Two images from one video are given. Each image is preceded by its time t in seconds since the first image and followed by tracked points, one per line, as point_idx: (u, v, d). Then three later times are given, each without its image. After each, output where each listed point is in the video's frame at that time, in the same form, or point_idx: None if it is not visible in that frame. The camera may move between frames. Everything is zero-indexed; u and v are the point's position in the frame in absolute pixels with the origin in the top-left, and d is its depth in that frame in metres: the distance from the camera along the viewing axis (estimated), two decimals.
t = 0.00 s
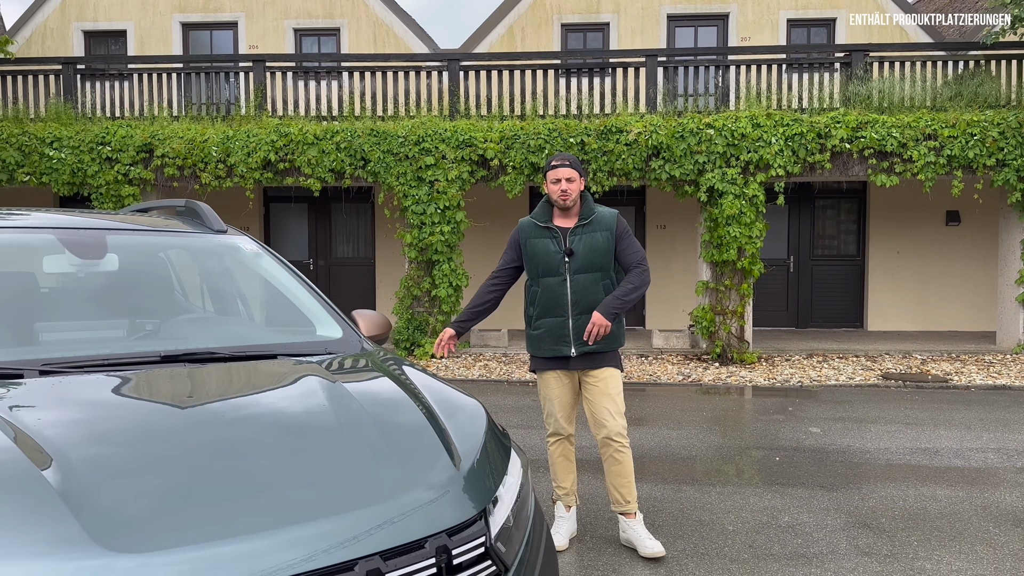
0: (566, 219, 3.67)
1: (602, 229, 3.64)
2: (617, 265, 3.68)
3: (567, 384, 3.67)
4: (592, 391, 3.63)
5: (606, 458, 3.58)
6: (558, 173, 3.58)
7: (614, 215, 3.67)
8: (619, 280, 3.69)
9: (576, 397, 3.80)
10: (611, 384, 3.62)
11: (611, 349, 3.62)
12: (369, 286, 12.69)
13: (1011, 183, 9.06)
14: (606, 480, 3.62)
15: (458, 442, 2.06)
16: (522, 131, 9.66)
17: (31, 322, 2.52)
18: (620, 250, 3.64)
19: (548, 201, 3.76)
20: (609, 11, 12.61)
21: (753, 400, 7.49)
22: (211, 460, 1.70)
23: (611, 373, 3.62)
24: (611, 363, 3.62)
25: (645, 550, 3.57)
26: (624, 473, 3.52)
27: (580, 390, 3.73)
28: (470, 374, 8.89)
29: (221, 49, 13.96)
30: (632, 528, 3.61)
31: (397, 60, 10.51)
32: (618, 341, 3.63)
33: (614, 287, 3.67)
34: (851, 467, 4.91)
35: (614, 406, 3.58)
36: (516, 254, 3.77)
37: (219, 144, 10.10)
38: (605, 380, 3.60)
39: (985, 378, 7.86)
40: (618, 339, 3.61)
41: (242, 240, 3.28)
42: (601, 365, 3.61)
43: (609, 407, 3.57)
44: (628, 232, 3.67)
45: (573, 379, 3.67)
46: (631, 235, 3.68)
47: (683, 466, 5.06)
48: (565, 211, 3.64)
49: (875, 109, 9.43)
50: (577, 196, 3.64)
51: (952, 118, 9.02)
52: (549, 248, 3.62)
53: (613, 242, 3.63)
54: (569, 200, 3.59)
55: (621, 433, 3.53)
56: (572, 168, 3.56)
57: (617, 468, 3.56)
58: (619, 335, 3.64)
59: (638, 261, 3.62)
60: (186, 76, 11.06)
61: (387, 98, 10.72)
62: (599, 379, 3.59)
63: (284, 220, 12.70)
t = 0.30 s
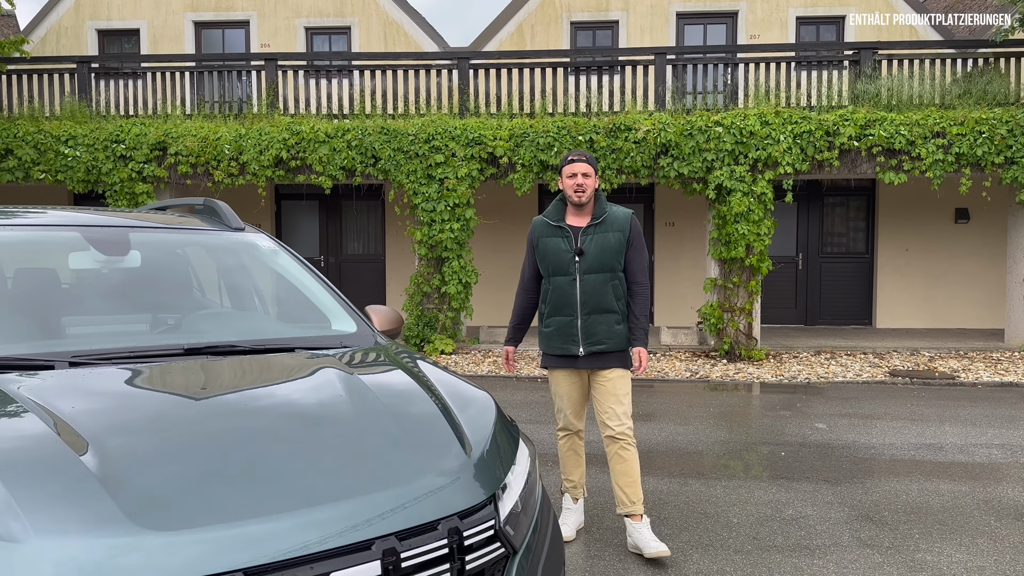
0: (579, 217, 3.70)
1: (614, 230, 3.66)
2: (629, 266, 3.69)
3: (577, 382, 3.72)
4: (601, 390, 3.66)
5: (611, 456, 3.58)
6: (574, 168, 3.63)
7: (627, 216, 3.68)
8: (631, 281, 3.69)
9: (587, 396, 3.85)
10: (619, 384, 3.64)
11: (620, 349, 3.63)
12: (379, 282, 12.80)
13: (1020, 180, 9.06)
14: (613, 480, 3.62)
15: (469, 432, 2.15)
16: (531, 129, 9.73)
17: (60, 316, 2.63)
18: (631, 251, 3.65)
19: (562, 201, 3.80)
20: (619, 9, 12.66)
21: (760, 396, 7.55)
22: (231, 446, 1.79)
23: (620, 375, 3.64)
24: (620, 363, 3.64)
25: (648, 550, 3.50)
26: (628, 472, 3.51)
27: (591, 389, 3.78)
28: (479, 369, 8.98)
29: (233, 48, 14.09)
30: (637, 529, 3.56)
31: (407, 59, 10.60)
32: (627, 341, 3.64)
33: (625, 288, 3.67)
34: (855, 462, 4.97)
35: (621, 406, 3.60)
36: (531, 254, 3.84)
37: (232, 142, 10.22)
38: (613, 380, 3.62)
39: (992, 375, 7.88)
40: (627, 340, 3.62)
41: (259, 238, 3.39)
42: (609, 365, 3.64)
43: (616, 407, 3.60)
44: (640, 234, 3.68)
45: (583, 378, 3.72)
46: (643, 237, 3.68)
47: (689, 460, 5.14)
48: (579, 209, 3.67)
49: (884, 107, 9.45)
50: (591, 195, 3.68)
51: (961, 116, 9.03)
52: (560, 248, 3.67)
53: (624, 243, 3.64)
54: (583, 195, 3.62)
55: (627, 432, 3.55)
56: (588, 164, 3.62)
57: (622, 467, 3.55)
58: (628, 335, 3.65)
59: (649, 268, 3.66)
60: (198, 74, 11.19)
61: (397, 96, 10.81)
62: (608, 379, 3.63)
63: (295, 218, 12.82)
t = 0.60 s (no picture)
0: (602, 212, 3.70)
1: (638, 225, 3.65)
2: (653, 261, 3.69)
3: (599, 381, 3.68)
4: (623, 388, 3.63)
5: (626, 455, 3.57)
6: (598, 162, 3.62)
7: (652, 211, 3.68)
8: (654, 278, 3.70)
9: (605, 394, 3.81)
10: (641, 382, 3.62)
11: (645, 345, 3.61)
12: (389, 279, 12.90)
13: None
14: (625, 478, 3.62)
15: (474, 422, 2.22)
16: (540, 126, 9.78)
17: (78, 311, 2.71)
18: (656, 247, 3.66)
19: (584, 196, 3.78)
20: (628, 6, 12.68)
21: (767, 392, 7.59)
22: (246, 435, 1.86)
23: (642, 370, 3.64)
24: (644, 360, 3.62)
25: (656, 550, 3.53)
26: (642, 472, 3.51)
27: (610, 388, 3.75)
28: (488, 365, 9.07)
29: (245, 46, 14.21)
30: (647, 527, 3.57)
31: (417, 57, 10.68)
32: (653, 338, 3.62)
33: (649, 284, 3.67)
34: (860, 457, 5.01)
35: (641, 405, 3.57)
36: (553, 250, 3.81)
37: (244, 140, 10.32)
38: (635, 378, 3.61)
39: (1001, 371, 7.88)
40: (652, 336, 3.61)
41: (271, 235, 3.48)
42: (632, 362, 3.62)
43: (637, 405, 3.56)
44: (665, 230, 3.69)
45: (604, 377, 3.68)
46: (667, 232, 3.68)
47: (696, 455, 5.19)
48: (602, 204, 3.66)
49: (894, 103, 9.45)
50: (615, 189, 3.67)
51: (971, 112, 9.00)
52: (584, 243, 3.64)
53: (649, 238, 3.63)
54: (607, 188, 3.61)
55: (644, 432, 3.52)
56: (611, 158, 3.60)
57: (636, 466, 3.55)
58: (652, 332, 3.63)
59: (674, 264, 3.68)
60: (211, 73, 11.32)
61: (407, 94, 10.88)
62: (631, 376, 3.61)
63: (307, 215, 12.93)
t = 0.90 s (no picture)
0: (625, 207, 3.64)
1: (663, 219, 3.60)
2: (679, 256, 3.63)
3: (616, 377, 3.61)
4: (640, 384, 3.58)
5: (635, 449, 3.56)
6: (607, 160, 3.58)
7: (676, 206, 3.62)
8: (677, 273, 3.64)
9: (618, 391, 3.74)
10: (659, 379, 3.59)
11: (669, 341, 3.55)
12: (400, 275, 13.02)
13: None
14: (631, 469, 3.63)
15: (472, 412, 2.30)
16: (549, 123, 9.84)
17: (93, 306, 2.82)
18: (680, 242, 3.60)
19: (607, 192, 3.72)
20: (637, 3, 12.70)
21: (774, 387, 7.62)
22: (255, 424, 1.95)
23: (663, 368, 3.58)
24: (668, 357, 3.56)
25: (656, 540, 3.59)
26: (650, 465, 3.51)
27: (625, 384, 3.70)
28: (497, 361, 9.16)
29: (258, 45, 14.36)
30: (647, 518, 3.62)
31: (427, 55, 10.76)
32: (676, 334, 3.56)
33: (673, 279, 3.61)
34: (863, 451, 5.05)
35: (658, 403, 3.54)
36: (575, 244, 3.73)
37: (256, 138, 10.45)
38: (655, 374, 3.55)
39: (1010, 366, 7.87)
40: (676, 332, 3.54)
41: (280, 232, 3.58)
42: (654, 359, 3.56)
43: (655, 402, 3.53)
44: (688, 226, 3.64)
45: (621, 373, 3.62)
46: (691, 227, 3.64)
47: (700, 449, 5.25)
48: (621, 200, 3.61)
49: (903, 99, 9.44)
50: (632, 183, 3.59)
51: (980, 108, 8.98)
52: (609, 237, 3.58)
53: (674, 232, 3.58)
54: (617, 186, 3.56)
55: (656, 428, 3.51)
56: (619, 154, 3.52)
57: (644, 460, 3.54)
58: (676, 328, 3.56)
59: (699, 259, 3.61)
60: (224, 72, 11.46)
61: (417, 91, 10.97)
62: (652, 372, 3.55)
63: (319, 212, 13.06)
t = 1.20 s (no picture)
0: (637, 204, 3.63)
1: (673, 218, 3.57)
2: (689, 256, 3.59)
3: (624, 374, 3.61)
4: (645, 381, 3.61)
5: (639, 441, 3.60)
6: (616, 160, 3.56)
7: (688, 203, 3.57)
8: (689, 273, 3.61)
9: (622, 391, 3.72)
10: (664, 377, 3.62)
11: (673, 340, 3.54)
12: (412, 273, 13.14)
13: None
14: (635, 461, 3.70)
15: (471, 404, 2.38)
16: (558, 122, 9.91)
17: (110, 302, 2.93)
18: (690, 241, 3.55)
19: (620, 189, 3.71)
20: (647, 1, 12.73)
21: (782, 383, 7.66)
22: (263, 414, 2.04)
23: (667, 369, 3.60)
24: (672, 357, 3.56)
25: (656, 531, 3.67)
26: (654, 457, 3.58)
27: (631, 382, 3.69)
28: (507, 357, 9.25)
29: (271, 45, 14.51)
30: (648, 509, 3.70)
31: (437, 54, 10.85)
32: (681, 333, 3.54)
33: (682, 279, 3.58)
34: (867, 445, 5.10)
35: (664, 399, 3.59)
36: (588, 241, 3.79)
37: (269, 138, 10.58)
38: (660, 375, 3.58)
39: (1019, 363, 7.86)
40: (681, 332, 3.53)
41: (289, 231, 3.69)
42: (659, 358, 3.56)
43: (661, 398, 3.57)
44: (702, 224, 3.58)
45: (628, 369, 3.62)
46: (705, 225, 3.57)
47: (704, 443, 5.31)
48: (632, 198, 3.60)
49: (913, 95, 9.44)
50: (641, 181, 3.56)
51: (990, 103, 8.98)
52: (618, 235, 3.61)
53: (683, 232, 3.54)
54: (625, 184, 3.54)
55: (661, 421, 3.57)
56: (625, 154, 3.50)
57: (648, 451, 3.60)
58: (682, 327, 3.54)
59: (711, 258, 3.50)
60: (237, 72, 11.61)
61: (427, 90, 11.06)
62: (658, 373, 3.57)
63: (331, 210, 13.19)
